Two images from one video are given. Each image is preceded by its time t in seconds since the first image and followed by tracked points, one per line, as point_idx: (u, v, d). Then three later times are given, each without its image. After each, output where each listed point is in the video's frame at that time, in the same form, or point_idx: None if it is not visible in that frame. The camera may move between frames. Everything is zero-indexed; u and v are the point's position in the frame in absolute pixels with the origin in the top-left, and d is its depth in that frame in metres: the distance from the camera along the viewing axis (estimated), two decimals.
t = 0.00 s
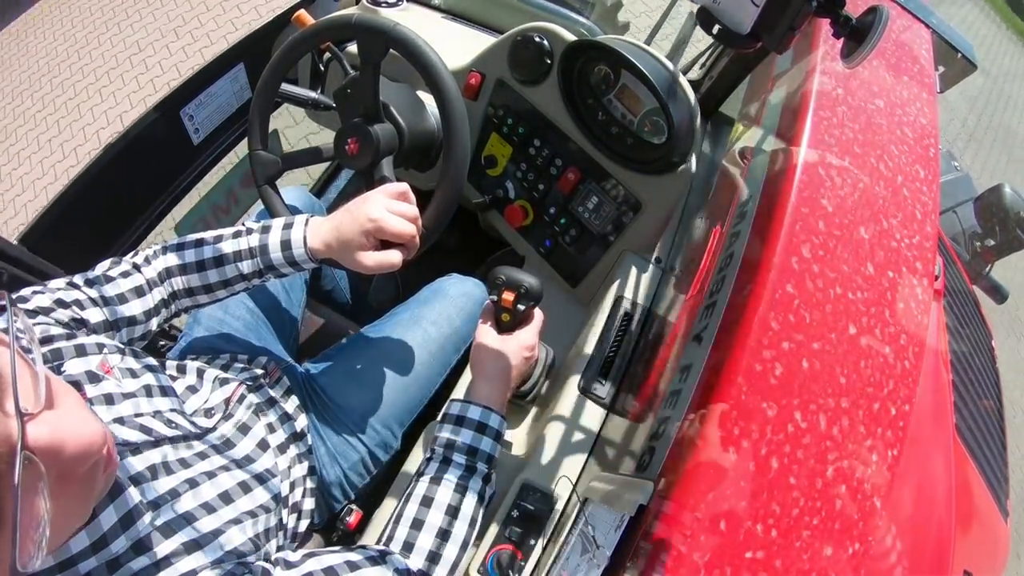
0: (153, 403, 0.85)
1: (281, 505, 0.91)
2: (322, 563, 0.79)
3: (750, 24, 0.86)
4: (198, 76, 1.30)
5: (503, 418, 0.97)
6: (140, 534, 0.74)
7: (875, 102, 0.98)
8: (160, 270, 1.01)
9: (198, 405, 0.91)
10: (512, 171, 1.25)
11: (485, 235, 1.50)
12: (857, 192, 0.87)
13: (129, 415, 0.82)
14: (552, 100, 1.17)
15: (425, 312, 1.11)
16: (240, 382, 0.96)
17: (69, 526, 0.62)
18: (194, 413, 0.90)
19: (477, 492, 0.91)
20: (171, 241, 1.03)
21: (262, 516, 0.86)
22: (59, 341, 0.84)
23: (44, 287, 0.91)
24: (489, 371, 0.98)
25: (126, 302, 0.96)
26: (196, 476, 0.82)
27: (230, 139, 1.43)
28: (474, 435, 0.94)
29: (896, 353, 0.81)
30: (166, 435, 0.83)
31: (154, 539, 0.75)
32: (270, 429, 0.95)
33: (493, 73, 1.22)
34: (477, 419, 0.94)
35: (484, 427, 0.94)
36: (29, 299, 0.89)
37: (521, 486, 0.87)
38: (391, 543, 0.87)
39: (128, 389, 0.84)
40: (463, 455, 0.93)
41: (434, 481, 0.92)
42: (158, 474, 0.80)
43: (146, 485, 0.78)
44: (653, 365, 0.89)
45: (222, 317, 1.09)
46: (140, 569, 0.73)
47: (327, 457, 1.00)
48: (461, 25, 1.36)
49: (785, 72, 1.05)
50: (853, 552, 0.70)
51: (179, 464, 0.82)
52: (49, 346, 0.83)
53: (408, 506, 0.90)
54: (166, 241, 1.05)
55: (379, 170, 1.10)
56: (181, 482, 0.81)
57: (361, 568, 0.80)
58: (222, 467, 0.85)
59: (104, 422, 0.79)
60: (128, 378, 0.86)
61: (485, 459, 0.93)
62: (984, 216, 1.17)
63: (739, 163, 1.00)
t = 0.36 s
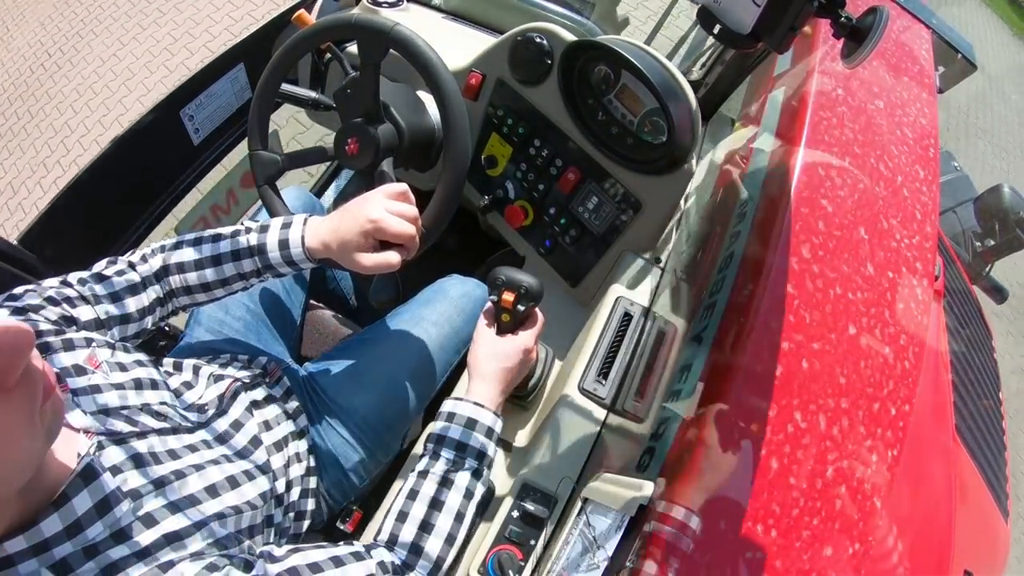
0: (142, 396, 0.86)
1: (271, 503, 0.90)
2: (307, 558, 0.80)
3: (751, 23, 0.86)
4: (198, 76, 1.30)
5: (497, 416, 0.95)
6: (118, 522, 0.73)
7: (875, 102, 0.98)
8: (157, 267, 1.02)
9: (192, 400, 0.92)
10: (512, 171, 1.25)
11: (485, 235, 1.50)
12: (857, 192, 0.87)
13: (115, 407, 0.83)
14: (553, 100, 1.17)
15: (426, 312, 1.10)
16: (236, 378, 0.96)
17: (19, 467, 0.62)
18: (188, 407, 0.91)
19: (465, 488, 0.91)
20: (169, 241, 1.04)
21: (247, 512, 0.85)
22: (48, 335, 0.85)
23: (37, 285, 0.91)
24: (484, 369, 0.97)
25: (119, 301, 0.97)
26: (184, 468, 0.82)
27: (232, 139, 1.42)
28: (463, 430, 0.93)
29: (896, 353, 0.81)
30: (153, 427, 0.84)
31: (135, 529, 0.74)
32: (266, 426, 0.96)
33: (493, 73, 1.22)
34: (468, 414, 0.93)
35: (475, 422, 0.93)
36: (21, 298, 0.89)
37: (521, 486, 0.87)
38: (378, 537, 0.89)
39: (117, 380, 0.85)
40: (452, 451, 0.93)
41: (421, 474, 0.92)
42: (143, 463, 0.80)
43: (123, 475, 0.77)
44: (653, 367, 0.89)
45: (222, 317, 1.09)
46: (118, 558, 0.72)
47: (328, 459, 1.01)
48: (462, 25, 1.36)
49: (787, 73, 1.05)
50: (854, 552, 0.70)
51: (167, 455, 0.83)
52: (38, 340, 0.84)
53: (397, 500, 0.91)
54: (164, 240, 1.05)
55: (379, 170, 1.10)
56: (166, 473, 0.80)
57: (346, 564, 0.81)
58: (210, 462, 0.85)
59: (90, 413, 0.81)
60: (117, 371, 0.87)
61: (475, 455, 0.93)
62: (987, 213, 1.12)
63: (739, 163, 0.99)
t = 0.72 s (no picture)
0: (136, 396, 0.86)
1: (268, 503, 0.91)
2: (303, 558, 0.80)
3: (751, 22, 0.86)
4: (198, 76, 1.30)
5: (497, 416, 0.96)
6: (110, 524, 0.74)
7: (875, 102, 0.98)
8: (157, 270, 1.02)
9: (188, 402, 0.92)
10: (512, 171, 1.23)
11: (485, 235, 1.50)
12: (857, 194, 0.87)
13: (109, 407, 0.83)
14: (553, 100, 1.18)
15: (425, 311, 1.09)
16: (233, 379, 0.96)
17: None
18: (183, 408, 0.91)
19: (467, 489, 0.90)
20: (168, 242, 1.04)
21: (242, 513, 0.86)
22: (42, 338, 0.86)
23: (34, 288, 0.92)
24: (485, 369, 0.96)
25: (117, 303, 0.97)
26: (178, 468, 0.82)
27: (232, 139, 1.42)
28: (464, 430, 0.93)
29: (896, 353, 0.81)
30: (146, 427, 0.84)
31: (126, 531, 0.74)
32: (262, 426, 0.96)
33: (493, 74, 1.23)
34: (467, 415, 0.94)
35: (474, 422, 0.93)
36: (16, 301, 0.90)
37: (521, 486, 0.87)
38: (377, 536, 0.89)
39: (111, 381, 0.86)
40: (452, 449, 0.93)
41: (422, 473, 0.92)
42: (137, 463, 0.80)
43: (115, 477, 0.77)
44: (653, 367, 0.88)
45: (222, 317, 1.09)
46: (109, 559, 0.73)
47: (327, 458, 1.01)
48: (461, 24, 1.36)
49: (787, 72, 1.05)
50: (853, 551, 0.70)
51: (163, 455, 0.83)
52: (31, 343, 0.84)
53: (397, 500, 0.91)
54: (163, 241, 1.05)
55: (380, 171, 1.11)
56: (161, 472, 0.81)
57: (340, 564, 0.81)
58: (206, 462, 0.86)
59: (83, 414, 0.81)
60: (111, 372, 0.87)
61: (475, 455, 0.93)
62: (989, 214, 1.05)
63: (738, 161, 1.00)
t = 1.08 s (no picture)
0: (136, 397, 0.87)
1: (269, 502, 0.91)
2: (306, 558, 0.81)
3: (752, 25, 0.86)
4: (198, 76, 1.30)
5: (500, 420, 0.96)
6: (112, 526, 0.74)
7: (875, 102, 0.98)
8: (157, 269, 1.02)
9: (189, 400, 0.93)
10: (512, 171, 1.23)
11: (485, 235, 1.50)
12: (857, 194, 0.87)
13: (109, 409, 0.83)
14: (553, 100, 1.18)
15: (425, 312, 1.09)
16: (233, 379, 0.96)
17: None
18: (185, 407, 0.92)
19: (466, 487, 0.90)
20: (168, 241, 1.04)
21: (243, 513, 0.85)
22: (43, 339, 0.86)
23: (34, 287, 0.92)
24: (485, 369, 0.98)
25: (117, 303, 0.96)
26: (179, 470, 0.83)
27: (232, 139, 1.42)
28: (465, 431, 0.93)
29: (896, 353, 0.80)
30: (148, 429, 0.84)
31: (127, 533, 0.74)
32: (263, 426, 0.95)
33: (493, 73, 1.23)
34: (469, 417, 0.94)
35: (476, 424, 0.93)
36: (16, 300, 0.90)
37: (522, 488, 0.88)
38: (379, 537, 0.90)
39: (111, 381, 0.86)
40: (453, 449, 0.93)
41: (423, 474, 0.93)
42: (138, 466, 0.80)
43: (120, 479, 0.77)
44: (655, 367, 0.89)
45: (222, 317, 1.09)
46: (112, 561, 0.73)
47: (327, 458, 1.02)
48: (461, 24, 1.36)
49: (788, 72, 1.05)
50: (857, 553, 0.69)
51: (164, 457, 0.83)
52: (32, 343, 0.85)
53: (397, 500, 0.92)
54: (163, 241, 1.05)
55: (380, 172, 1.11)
56: (161, 476, 0.81)
57: (345, 564, 0.82)
58: (207, 463, 0.86)
59: (83, 416, 0.81)
60: (112, 373, 0.87)
61: (477, 455, 0.92)
62: (988, 214, 1.04)
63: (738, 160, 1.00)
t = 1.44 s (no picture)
0: (148, 397, 0.86)
1: (279, 501, 0.91)
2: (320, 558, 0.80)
3: (752, 24, 0.86)
4: (198, 76, 1.30)
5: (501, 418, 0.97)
6: (130, 525, 0.73)
7: (875, 102, 0.98)
8: (162, 270, 1.02)
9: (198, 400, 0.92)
10: (513, 171, 1.23)
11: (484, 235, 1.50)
12: (857, 194, 0.87)
13: (123, 408, 0.83)
14: (552, 100, 1.18)
15: (426, 312, 1.08)
16: (240, 379, 0.97)
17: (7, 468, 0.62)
18: (193, 407, 0.91)
19: (475, 491, 0.91)
20: (172, 242, 1.04)
21: (257, 512, 0.85)
22: (54, 338, 0.85)
23: (41, 286, 0.91)
24: (486, 370, 0.99)
25: (125, 301, 0.96)
26: (193, 470, 0.83)
27: (232, 139, 1.42)
28: (472, 433, 0.94)
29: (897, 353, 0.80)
30: (160, 429, 0.84)
31: (144, 532, 0.74)
32: (270, 426, 0.96)
33: (493, 73, 1.24)
34: (474, 420, 0.95)
35: (482, 426, 0.94)
36: (24, 298, 0.88)
37: (522, 487, 0.87)
38: (389, 540, 0.90)
39: (123, 381, 0.86)
40: (461, 452, 0.93)
41: (431, 481, 0.93)
42: (152, 466, 0.80)
43: (136, 479, 0.77)
44: (657, 368, 0.89)
45: (221, 317, 1.09)
46: (130, 561, 0.72)
47: (329, 459, 1.03)
48: (460, 23, 1.35)
49: (787, 72, 1.06)
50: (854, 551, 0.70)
51: (176, 457, 0.83)
52: (43, 343, 0.84)
53: (407, 505, 0.92)
54: (166, 242, 1.05)
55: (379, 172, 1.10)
56: (174, 476, 0.81)
57: (358, 564, 0.81)
58: (219, 464, 0.86)
59: (98, 415, 0.81)
60: (123, 372, 0.87)
61: (484, 458, 0.93)
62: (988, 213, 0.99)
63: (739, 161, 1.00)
